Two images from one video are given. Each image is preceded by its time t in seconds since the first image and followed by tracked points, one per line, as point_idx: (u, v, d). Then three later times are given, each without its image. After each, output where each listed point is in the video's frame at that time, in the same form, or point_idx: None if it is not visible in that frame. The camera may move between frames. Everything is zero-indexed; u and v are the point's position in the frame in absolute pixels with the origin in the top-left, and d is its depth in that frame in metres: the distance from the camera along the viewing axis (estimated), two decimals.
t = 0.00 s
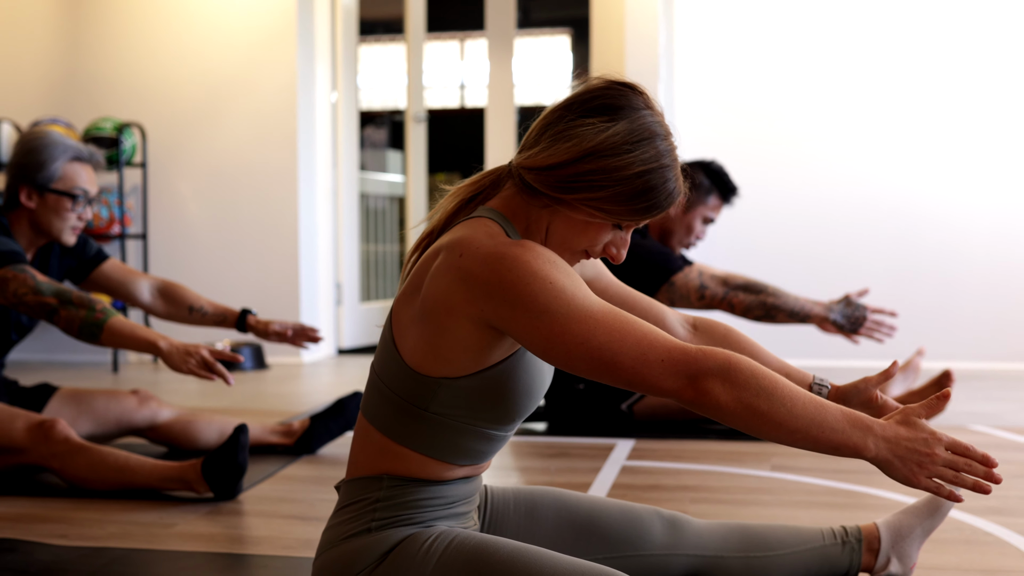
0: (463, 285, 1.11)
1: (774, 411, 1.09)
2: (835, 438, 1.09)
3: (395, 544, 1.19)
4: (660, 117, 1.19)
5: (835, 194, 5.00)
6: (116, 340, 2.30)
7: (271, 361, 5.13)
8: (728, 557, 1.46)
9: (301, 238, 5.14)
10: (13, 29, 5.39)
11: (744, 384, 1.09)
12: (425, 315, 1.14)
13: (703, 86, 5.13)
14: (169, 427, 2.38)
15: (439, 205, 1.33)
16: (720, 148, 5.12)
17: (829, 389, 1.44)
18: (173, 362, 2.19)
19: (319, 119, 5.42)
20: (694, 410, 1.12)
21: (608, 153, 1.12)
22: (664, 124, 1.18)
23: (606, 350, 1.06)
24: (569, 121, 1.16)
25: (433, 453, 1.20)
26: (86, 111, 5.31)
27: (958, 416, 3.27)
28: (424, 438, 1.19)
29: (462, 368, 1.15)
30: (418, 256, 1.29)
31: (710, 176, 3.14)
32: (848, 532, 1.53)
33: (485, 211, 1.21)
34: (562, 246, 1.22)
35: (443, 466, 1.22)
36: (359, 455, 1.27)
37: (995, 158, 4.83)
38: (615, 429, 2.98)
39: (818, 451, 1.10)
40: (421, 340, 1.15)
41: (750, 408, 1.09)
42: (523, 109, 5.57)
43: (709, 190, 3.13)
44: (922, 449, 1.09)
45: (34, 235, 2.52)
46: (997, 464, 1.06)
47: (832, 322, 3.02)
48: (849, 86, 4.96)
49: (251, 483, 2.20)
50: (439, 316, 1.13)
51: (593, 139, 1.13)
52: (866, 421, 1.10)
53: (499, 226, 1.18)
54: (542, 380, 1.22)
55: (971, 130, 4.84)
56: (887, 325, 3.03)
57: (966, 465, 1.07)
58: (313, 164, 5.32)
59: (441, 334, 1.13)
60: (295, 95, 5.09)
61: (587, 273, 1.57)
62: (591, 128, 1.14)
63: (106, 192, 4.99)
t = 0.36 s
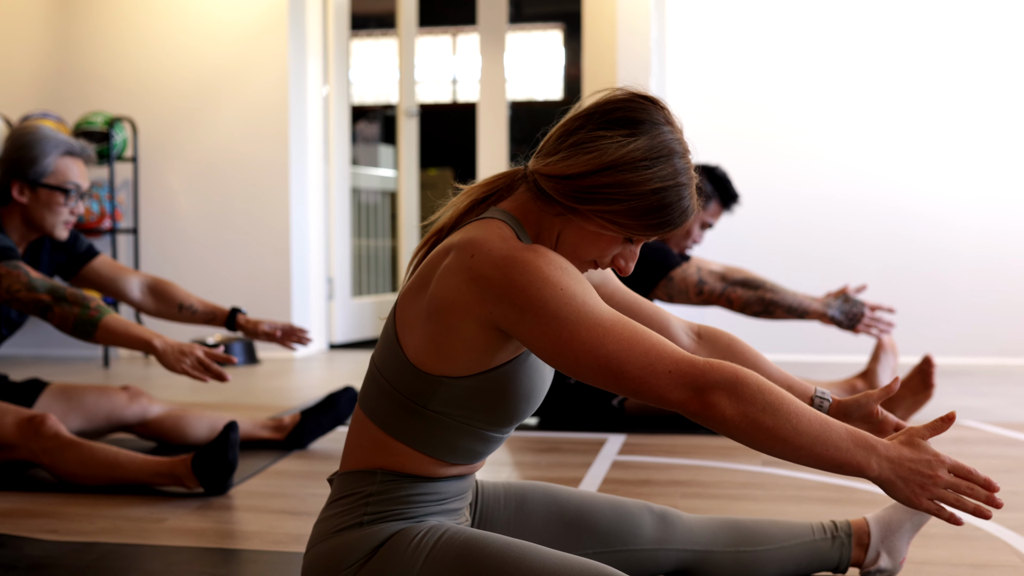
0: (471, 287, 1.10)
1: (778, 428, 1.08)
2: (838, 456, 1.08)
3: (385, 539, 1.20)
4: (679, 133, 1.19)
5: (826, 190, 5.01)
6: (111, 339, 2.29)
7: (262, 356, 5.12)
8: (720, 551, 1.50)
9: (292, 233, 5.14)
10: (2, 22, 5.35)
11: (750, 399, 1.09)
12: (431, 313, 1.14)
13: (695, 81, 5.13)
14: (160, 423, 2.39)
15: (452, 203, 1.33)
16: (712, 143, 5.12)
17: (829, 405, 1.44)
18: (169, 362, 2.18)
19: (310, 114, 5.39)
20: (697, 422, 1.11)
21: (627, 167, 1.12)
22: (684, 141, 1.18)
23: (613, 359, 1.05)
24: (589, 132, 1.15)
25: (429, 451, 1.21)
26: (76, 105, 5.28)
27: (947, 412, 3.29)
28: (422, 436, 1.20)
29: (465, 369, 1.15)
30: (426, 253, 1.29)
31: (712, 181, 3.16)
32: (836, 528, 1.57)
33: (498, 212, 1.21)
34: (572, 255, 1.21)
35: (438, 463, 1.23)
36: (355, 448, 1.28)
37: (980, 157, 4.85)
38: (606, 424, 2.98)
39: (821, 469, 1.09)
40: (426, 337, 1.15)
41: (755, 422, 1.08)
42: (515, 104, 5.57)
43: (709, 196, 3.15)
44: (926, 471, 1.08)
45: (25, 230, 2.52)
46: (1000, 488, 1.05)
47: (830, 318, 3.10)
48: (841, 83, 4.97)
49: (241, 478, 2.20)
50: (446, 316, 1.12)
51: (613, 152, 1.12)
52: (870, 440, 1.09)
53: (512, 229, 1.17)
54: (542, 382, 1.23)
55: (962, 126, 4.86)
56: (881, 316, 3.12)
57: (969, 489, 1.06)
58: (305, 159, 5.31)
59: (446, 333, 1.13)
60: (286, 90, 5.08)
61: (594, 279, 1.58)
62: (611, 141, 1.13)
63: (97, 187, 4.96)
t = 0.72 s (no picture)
0: (477, 285, 1.10)
1: (781, 437, 1.08)
2: (840, 467, 1.08)
3: (375, 531, 1.20)
4: (691, 144, 1.18)
5: (818, 184, 5.02)
6: (107, 328, 2.33)
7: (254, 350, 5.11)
8: (709, 543, 1.51)
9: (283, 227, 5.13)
10: None
11: (753, 407, 1.08)
12: (435, 310, 1.14)
13: (687, 76, 5.14)
14: (150, 416, 2.38)
15: (460, 202, 1.32)
16: (704, 138, 5.13)
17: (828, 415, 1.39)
18: (166, 351, 2.19)
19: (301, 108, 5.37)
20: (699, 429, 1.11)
21: (638, 177, 1.11)
22: (694, 153, 1.18)
23: (617, 363, 1.05)
24: (600, 140, 1.15)
25: (425, 446, 1.21)
26: (66, 98, 5.26)
27: (937, 405, 3.30)
28: (419, 431, 1.20)
29: (466, 367, 1.15)
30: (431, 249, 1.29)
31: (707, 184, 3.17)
32: (824, 521, 1.59)
33: (505, 212, 1.21)
34: (578, 260, 1.21)
35: (431, 459, 1.23)
36: (349, 439, 1.28)
37: (970, 152, 4.87)
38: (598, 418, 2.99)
39: (823, 479, 1.09)
40: (428, 333, 1.15)
41: (758, 430, 1.08)
42: (507, 99, 5.56)
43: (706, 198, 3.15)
44: (926, 482, 1.09)
45: (16, 224, 2.52)
46: (999, 501, 1.06)
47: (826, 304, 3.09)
48: (832, 78, 4.98)
49: (231, 472, 2.20)
50: (450, 313, 1.12)
51: (624, 161, 1.12)
52: (872, 451, 1.09)
53: (520, 230, 1.17)
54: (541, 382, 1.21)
55: (952, 121, 4.87)
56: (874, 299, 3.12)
57: (969, 501, 1.07)
58: (296, 153, 5.30)
59: (451, 331, 1.13)
60: (277, 84, 5.06)
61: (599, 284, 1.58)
62: (623, 149, 1.12)
63: (87, 180, 4.94)
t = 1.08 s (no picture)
0: (480, 282, 1.11)
1: (783, 439, 1.09)
2: (842, 471, 1.08)
3: (362, 523, 1.20)
4: (701, 159, 1.17)
5: (808, 178, 5.03)
6: (97, 329, 2.31)
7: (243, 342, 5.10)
8: (697, 534, 1.52)
9: (273, 220, 5.11)
10: None
11: (756, 410, 1.09)
12: (437, 304, 1.14)
13: (678, 69, 5.14)
14: (139, 407, 2.38)
15: (466, 196, 1.32)
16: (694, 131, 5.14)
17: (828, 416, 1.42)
18: (157, 353, 2.18)
19: (291, 101, 5.35)
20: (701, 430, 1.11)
21: (645, 190, 1.11)
22: (705, 168, 1.17)
23: (620, 364, 1.06)
24: (611, 149, 1.14)
25: (417, 440, 1.21)
26: (54, 90, 5.23)
27: (926, 397, 3.32)
28: (413, 425, 1.20)
29: (464, 363, 1.15)
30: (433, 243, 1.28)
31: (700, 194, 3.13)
32: (811, 512, 1.60)
33: (510, 210, 1.20)
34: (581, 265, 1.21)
35: (421, 452, 1.23)
36: (339, 430, 1.28)
37: (960, 145, 4.87)
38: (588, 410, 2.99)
39: (824, 482, 1.10)
40: (428, 327, 1.16)
41: (759, 433, 1.09)
42: (497, 91, 5.54)
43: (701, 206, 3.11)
44: (927, 487, 1.09)
45: (9, 219, 2.52)
46: (1000, 507, 1.06)
47: (818, 295, 3.01)
48: (822, 71, 4.98)
49: (220, 464, 2.20)
50: (451, 308, 1.13)
51: (633, 173, 1.12)
52: (873, 455, 1.10)
53: (526, 229, 1.17)
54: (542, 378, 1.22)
55: (943, 115, 4.88)
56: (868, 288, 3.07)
57: (970, 507, 1.07)
58: (286, 146, 5.28)
59: (451, 325, 1.13)
60: (267, 76, 5.05)
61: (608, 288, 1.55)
62: (632, 162, 1.12)
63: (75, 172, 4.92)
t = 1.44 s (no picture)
0: (479, 281, 1.11)
1: (779, 444, 1.09)
2: (838, 475, 1.09)
3: (348, 515, 1.20)
4: (706, 180, 1.17)
5: (797, 172, 5.04)
6: (89, 319, 2.33)
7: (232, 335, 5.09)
8: (682, 527, 1.53)
9: (262, 214, 5.10)
10: None
11: (752, 413, 1.09)
12: (434, 301, 1.14)
13: (666, 63, 5.15)
14: (127, 401, 2.38)
15: (469, 193, 1.31)
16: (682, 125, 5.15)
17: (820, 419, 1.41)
18: (150, 342, 2.18)
19: (280, 94, 5.33)
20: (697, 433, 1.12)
21: (649, 207, 1.10)
22: (709, 189, 1.16)
23: (618, 365, 1.06)
24: (617, 162, 1.14)
25: (407, 436, 1.21)
26: (41, 83, 5.20)
27: (912, 390, 3.34)
28: (405, 421, 1.20)
29: (460, 360, 1.15)
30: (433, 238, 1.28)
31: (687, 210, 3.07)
32: (797, 504, 1.60)
33: (511, 210, 1.20)
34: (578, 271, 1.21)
35: (410, 448, 1.24)
36: (328, 422, 1.29)
37: (948, 139, 4.89)
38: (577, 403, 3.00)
39: (819, 486, 1.10)
40: (424, 323, 1.16)
41: (756, 437, 1.09)
42: (486, 84, 5.52)
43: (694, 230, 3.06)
44: (920, 492, 1.10)
45: None
46: (991, 512, 1.08)
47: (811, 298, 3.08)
48: (811, 66, 4.99)
49: (207, 457, 2.20)
50: (449, 305, 1.13)
51: (639, 190, 1.11)
52: (869, 460, 1.11)
53: (527, 230, 1.16)
54: (534, 377, 1.22)
55: (931, 109, 4.89)
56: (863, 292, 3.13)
57: (962, 512, 1.08)
58: (274, 139, 5.27)
59: (449, 322, 1.13)
60: (256, 70, 5.04)
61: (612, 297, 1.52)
62: (639, 177, 1.11)
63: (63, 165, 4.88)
